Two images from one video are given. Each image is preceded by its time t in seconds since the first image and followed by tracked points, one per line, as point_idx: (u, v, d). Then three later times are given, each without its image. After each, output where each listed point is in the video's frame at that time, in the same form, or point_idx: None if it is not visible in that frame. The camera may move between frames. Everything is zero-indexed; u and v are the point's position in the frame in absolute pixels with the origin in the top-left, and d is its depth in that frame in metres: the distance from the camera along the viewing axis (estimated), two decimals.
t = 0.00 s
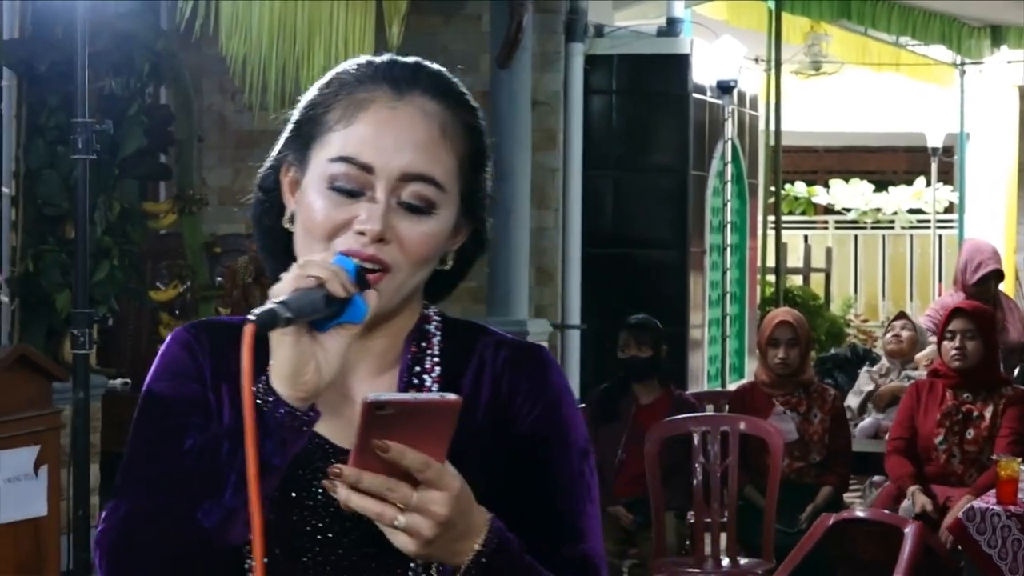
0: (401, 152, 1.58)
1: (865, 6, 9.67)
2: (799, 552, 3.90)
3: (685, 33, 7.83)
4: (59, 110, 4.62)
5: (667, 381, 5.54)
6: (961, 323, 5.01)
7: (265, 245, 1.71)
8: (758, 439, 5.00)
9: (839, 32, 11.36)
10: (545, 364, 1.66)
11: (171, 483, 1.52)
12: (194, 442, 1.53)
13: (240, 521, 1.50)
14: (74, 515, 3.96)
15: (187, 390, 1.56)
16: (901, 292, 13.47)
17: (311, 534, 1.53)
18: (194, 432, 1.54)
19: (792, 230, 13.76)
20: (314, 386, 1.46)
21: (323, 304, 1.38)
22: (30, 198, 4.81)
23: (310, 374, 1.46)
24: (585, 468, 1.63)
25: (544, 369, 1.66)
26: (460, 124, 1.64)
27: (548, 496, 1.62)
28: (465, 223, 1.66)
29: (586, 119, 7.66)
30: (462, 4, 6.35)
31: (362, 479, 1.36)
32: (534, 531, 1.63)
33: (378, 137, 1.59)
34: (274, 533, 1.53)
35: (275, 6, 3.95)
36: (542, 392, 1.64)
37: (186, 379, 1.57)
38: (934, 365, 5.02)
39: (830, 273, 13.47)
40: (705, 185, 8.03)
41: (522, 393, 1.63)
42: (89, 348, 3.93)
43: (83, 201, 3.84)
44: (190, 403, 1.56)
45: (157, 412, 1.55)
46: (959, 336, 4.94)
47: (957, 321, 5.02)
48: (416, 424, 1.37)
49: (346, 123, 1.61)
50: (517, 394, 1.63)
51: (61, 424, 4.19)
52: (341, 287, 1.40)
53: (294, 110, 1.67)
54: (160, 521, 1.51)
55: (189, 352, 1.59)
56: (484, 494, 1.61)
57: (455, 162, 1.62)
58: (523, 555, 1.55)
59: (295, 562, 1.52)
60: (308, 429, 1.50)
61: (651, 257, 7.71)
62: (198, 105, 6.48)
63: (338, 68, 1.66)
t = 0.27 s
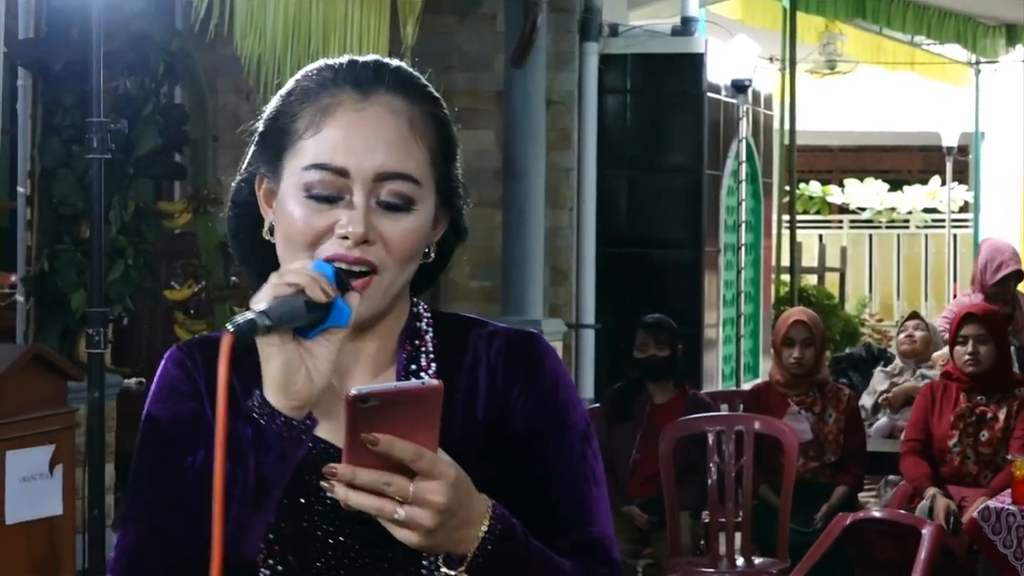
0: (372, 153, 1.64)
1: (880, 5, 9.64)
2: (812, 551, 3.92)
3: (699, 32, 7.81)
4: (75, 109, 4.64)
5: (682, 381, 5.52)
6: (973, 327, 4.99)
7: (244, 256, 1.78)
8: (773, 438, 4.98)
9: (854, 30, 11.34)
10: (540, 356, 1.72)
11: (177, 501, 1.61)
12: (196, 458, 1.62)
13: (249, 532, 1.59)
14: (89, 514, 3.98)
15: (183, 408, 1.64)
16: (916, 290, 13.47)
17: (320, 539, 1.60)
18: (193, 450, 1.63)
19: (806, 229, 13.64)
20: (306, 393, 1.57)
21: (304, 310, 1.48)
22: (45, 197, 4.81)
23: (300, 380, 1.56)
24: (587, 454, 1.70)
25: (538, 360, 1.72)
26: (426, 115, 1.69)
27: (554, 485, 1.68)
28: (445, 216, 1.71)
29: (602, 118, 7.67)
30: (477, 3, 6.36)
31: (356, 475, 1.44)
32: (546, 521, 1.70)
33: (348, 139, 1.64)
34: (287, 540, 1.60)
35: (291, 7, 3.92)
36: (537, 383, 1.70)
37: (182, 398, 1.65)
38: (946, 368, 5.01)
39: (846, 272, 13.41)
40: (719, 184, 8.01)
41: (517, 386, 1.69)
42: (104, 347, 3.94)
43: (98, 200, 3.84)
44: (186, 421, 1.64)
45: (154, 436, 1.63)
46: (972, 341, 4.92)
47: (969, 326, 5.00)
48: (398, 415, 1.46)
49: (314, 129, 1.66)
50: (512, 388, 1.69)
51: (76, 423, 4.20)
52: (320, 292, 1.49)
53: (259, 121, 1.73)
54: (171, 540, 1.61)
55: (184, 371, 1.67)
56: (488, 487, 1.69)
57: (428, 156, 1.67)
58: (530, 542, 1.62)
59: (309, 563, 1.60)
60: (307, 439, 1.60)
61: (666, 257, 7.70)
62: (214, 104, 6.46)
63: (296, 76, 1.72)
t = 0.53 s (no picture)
0: (425, 149, 1.64)
1: (885, 5, 9.63)
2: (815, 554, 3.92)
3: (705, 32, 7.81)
4: (80, 108, 4.64)
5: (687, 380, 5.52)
6: (978, 330, 4.97)
7: (290, 250, 1.80)
8: (779, 438, 4.99)
9: (859, 31, 11.33)
10: (590, 347, 1.72)
11: (233, 491, 1.61)
12: (252, 450, 1.62)
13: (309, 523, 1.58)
14: (95, 514, 3.99)
15: (237, 398, 1.64)
16: (921, 290, 13.48)
17: (378, 529, 1.57)
18: (249, 441, 1.62)
19: (812, 229, 13.63)
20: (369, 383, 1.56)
21: (369, 299, 1.48)
22: (50, 197, 4.80)
23: (364, 375, 1.55)
24: (641, 445, 1.69)
25: (588, 352, 1.72)
26: (477, 111, 1.69)
27: (607, 475, 1.67)
28: (495, 213, 1.71)
29: (607, 117, 7.62)
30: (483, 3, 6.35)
31: (417, 471, 1.43)
32: (600, 511, 1.68)
33: (400, 136, 1.64)
34: (346, 531, 1.57)
35: (296, 7, 3.95)
36: (589, 373, 1.70)
37: (235, 387, 1.64)
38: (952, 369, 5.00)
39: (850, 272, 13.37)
40: (724, 184, 8.01)
41: (570, 378, 1.69)
42: (110, 347, 3.94)
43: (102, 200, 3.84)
44: (242, 411, 1.63)
45: (208, 427, 1.63)
46: (977, 345, 4.89)
47: (972, 329, 4.98)
48: (457, 411, 1.44)
49: (365, 126, 1.65)
50: (565, 377, 1.69)
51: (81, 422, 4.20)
52: (384, 282, 1.49)
53: (307, 118, 1.72)
54: (228, 533, 1.60)
55: (235, 362, 1.66)
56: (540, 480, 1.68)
57: (479, 152, 1.67)
58: (586, 532, 1.61)
59: (368, 550, 1.57)
60: (369, 427, 1.59)
61: (671, 257, 7.70)
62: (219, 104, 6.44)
63: (345, 68, 1.71)
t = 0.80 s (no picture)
0: (509, 156, 1.68)
1: (891, 4, 9.60)
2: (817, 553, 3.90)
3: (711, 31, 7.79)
4: (86, 108, 4.63)
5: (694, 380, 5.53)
6: (983, 327, 4.98)
7: (369, 251, 1.87)
8: (784, 437, 4.97)
9: (865, 29, 11.30)
10: (653, 366, 1.78)
11: (290, 498, 1.68)
12: (310, 460, 1.69)
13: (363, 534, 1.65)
14: (101, 513, 3.99)
15: (296, 405, 1.71)
16: (927, 289, 13.38)
17: (430, 542, 1.64)
18: (309, 450, 1.69)
19: (818, 228, 13.60)
20: (433, 402, 1.60)
21: (438, 321, 1.51)
22: (56, 196, 4.81)
23: (430, 387, 1.59)
24: (699, 469, 1.75)
25: (652, 372, 1.78)
26: (562, 122, 1.74)
27: (668, 495, 1.72)
28: (573, 222, 1.76)
29: (612, 116, 7.63)
30: (488, 2, 6.34)
31: (481, 484, 1.45)
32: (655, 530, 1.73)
33: (484, 142, 1.69)
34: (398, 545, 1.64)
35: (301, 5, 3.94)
36: (652, 391, 1.76)
37: (295, 394, 1.72)
38: (958, 368, 5.00)
39: (857, 271, 13.36)
40: (730, 183, 8.00)
41: (633, 394, 1.75)
42: (116, 346, 3.95)
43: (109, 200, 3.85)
44: (302, 418, 1.71)
45: (267, 431, 1.70)
46: (982, 341, 4.90)
47: (979, 326, 4.99)
48: (528, 427, 1.46)
49: (452, 127, 1.71)
50: (627, 393, 1.75)
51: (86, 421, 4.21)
52: (454, 303, 1.52)
53: (397, 116, 1.78)
54: (282, 539, 1.67)
55: (296, 369, 1.74)
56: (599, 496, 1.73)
57: (561, 163, 1.72)
58: (644, 552, 1.64)
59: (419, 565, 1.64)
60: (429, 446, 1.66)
61: (678, 256, 7.70)
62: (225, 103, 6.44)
63: (441, 73, 1.77)
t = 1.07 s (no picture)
0: (472, 154, 1.69)
1: (892, 4, 9.59)
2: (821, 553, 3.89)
3: (712, 30, 7.79)
4: (86, 108, 4.63)
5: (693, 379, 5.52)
6: (983, 326, 4.98)
7: (339, 251, 1.86)
8: (784, 437, 4.96)
9: (866, 29, 11.31)
10: (625, 365, 1.79)
11: (251, 485, 1.66)
12: (273, 449, 1.67)
13: (322, 524, 1.63)
14: (101, 513, 3.99)
15: (264, 396, 1.71)
16: (928, 291, 13.35)
17: (391, 536, 1.65)
18: (272, 439, 1.68)
19: (819, 227, 13.59)
20: (393, 387, 1.59)
21: (401, 304, 1.53)
22: (55, 196, 4.80)
23: (389, 375, 1.59)
24: (667, 470, 1.76)
25: (622, 371, 1.78)
26: (526, 119, 1.75)
27: (635, 495, 1.73)
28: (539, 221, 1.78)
29: (612, 115, 7.61)
30: (489, 2, 6.33)
31: (445, 477, 1.48)
32: (621, 530, 1.74)
33: (447, 140, 1.70)
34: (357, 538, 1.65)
35: (301, 5, 3.87)
36: (621, 391, 1.77)
37: (263, 385, 1.72)
38: (960, 367, 4.99)
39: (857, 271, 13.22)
40: (731, 182, 8.00)
41: (602, 394, 1.76)
42: (117, 346, 3.95)
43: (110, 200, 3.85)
44: (269, 408, 1.70)
45: (235, 420, 1.70)
46: (983, 340, 4.90)
47: (979, 325, 4.99)
48: (491, 420, 1.48)
49: (415, 127, 1.72)
50: (596, 392, 1.76)
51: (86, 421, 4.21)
52: (417, 288, 1.55)
53: (361, 116, 1.79)
54: (241, 527, 1.65)
55: (266, 360, 1.74)
56: (566, 494, 1.74)
57: (526, 162, 1.73)
58: (608, 551, 1.65)
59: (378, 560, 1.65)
60: (389, 433, 1.61)
61: (678, 255, 7.70)
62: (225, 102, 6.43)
63: (402, 72, 1.78)
